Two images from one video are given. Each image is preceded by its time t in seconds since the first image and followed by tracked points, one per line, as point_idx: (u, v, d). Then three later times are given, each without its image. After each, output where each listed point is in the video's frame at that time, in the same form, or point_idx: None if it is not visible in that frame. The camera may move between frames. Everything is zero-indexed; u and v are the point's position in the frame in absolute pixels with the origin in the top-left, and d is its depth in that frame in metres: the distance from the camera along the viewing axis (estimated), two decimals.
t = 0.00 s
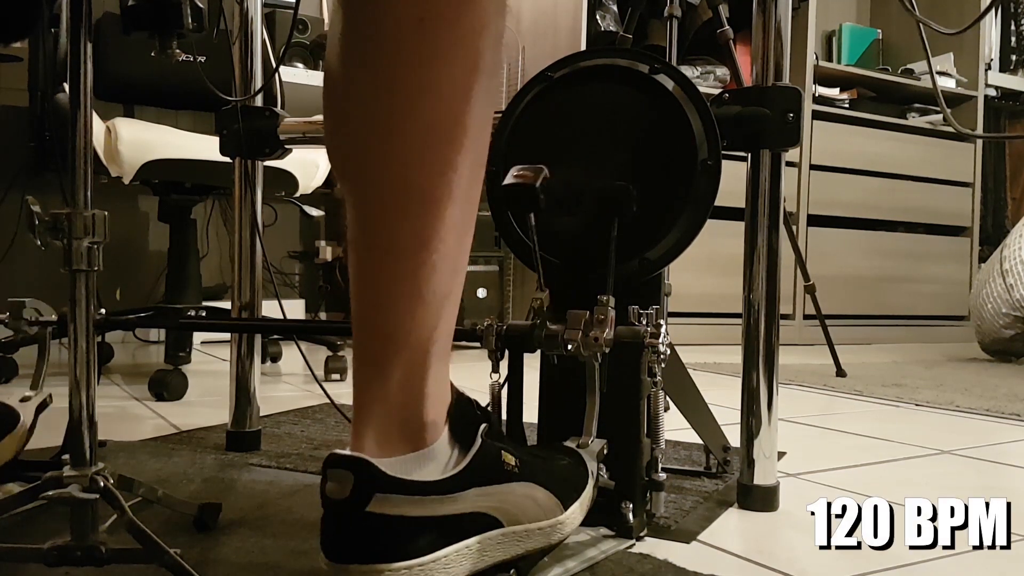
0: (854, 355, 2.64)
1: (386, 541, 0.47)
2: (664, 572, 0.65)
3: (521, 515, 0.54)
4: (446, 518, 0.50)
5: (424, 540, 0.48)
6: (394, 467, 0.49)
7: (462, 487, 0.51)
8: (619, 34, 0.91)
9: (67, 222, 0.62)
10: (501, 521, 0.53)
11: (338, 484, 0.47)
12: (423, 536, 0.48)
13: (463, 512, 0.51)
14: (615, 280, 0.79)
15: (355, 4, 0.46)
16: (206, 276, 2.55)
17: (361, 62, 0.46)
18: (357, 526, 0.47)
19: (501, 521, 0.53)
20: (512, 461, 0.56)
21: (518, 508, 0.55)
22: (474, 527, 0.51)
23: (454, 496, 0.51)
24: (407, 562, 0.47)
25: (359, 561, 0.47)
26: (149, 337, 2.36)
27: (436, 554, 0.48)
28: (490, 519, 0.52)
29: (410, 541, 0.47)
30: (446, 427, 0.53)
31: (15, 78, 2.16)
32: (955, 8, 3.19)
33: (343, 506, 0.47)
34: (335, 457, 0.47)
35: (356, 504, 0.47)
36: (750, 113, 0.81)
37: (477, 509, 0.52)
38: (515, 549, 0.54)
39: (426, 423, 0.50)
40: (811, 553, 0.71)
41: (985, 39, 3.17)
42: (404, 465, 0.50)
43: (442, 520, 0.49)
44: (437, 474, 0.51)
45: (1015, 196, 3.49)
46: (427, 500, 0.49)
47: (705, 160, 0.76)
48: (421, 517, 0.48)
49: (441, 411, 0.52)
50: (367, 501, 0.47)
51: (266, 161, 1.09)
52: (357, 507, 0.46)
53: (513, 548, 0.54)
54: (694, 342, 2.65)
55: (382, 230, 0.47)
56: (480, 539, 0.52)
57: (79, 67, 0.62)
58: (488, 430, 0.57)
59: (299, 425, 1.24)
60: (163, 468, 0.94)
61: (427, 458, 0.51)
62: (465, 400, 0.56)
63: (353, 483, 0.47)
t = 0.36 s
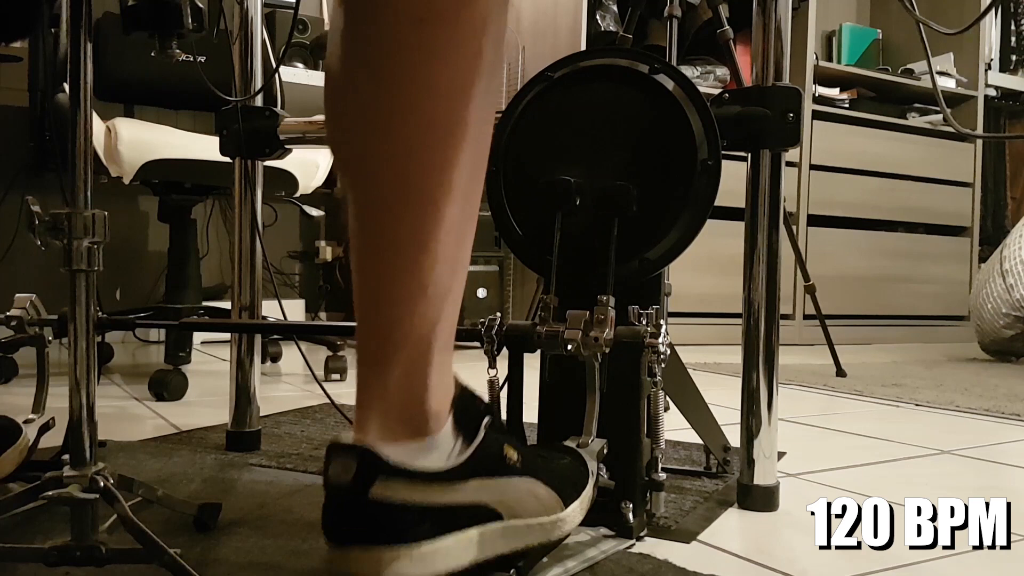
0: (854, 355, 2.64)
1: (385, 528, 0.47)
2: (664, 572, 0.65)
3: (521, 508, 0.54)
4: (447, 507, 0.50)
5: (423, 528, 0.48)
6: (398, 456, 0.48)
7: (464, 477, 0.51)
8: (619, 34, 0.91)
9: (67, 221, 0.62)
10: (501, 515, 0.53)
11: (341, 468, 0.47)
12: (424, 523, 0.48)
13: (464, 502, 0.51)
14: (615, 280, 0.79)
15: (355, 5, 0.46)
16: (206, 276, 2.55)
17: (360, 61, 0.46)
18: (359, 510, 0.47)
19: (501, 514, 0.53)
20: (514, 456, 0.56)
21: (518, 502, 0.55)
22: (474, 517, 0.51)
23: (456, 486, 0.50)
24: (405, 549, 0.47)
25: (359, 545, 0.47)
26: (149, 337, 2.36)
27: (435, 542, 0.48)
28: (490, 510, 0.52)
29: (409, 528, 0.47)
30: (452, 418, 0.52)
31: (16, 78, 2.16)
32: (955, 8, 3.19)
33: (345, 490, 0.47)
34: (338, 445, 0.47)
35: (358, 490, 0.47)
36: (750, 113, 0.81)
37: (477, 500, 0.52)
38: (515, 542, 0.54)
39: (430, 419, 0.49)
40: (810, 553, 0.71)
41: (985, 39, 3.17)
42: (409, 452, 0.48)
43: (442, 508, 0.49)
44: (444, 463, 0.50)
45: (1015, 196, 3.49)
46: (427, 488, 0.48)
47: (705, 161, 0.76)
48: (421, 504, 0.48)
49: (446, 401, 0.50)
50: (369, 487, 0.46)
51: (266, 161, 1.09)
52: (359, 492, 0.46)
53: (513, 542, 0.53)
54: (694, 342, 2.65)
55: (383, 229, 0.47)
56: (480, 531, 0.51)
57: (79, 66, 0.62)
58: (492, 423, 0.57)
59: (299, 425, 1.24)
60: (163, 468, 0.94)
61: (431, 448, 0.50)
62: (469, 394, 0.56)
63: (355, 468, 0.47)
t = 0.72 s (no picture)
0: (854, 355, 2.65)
1: (391, 542, 0.47)
2: (664, 572, 0.65)
3: (524, 516, 0.55)
4: (452, 521, 0.50)
5: (429, 542, 0.48)
6: (400, 470, 0.48)
7: (467, 488, 0.51)
8: (620, 34, 0.91)
9: (67, 221, 0.62)
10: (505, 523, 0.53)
11: (341, 486, 0.47)
12: (427, 538, 0.48)
13: (469, 513, 0.51)
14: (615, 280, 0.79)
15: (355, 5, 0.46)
16: (206, 276, 2.55)
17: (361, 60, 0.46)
18: (365, 526, 0.47)
19: (504, 523, 0.53)
20: (515, 463, 0.56)
21: (520, 509, 0.55)
22: (478, 530, 0.51)
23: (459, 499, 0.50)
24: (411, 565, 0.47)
25: (363, 563, 0.47)
26: (149, 337, 2.36)
27: (441, 556, 0.48)
28: (494, 521, 0.53)
29: (415, 542, 0.47)
30: (451, 429, 0.52)
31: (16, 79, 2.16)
32: (955, 7, 3.19)
33: (348, 509, 0.47)
34: (339, 458, 0.47)
35: (361, 503, 0.46)
36: (750, 113, 0.81)
37: (480, 512, 0.52)
38: (518, 549, 0.54)
39: (430, 421, 0.50)
40: (809, 553, 0.71)
41: (985, 39, 3.17)
42: (409, 465, 0.49)
43: (446, 521, 0.49)
44: (444, 477, 0.50)
45: (1014, 196, 3.49)
46: (432, 501, 0.48)
47: (705, 160, 0.76)
48: (427, 519, 0.48)
49: (445, 414, 0.51)
50: (371, 506, 0.46)
51: (266, 160, 1.09)
52: (360, 510, 0.46)
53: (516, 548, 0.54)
54: (694, 342, 2.65)
55: (384, 231, 0.47)
56: (483, 542, 0.52)
57: (79, 67, 0.62)
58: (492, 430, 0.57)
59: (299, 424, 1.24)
60: (163, 468, 0.94)
61: (432, 458, 0.50)
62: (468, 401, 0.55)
63: (358, 486, 0.46)
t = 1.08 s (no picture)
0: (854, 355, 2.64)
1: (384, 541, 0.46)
2: (664, 572, 0.65)
3: (522, 517, 0.54)
4: (448, 520, 0.49)
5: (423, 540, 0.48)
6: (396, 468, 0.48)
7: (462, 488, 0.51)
8: (619, 34, 0.91)
9: (67, 222, 0.62)
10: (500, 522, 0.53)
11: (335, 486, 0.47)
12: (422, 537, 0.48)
13: (464, 512, 0.51)
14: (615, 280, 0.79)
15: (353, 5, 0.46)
16: (206, 276, 2.55)
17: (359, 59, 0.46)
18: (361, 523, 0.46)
19: (500, 521, 0.53)
20: (512, 463, 0.56)
21: (518, 510, 0.55)
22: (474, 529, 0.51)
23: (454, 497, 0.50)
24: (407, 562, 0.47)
25: (356, 561, 0.47)
26: (149, 337, 2.36)
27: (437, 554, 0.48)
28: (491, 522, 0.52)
29: (410, 540, 0.47)
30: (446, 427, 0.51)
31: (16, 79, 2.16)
32: (954, 7, 3.19)
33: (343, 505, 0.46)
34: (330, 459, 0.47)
35: (354, 505, 0.46)
36: (750, 113, 0.81)
37: (476, 511, 0.51)
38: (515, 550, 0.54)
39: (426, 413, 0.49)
40: (809, 553, 0.71)
41: (985, 39, 3.17)
42: (406, 466, 0.48)
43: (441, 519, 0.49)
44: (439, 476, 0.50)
45: (1015, 196, 3.49)
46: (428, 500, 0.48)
47: (705, 160, 0.76)
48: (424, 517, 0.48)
49: (440, 408, 0.50)
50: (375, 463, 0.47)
51: (266, 160, 1.09)
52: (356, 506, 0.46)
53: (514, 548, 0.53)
54: (694, 342, 2.65)
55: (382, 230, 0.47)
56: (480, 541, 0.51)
57: (79, 66, 0.62)
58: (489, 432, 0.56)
59: (299, 424, 1.24)
60: (163, 468, 0.94)
61: (422, 463, 0.49)
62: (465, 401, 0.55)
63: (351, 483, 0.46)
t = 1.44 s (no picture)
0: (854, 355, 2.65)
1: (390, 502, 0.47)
2: (664, 572, 0.65)
3: (526, 495, 0.53)
4: (454, 489, 0.49)
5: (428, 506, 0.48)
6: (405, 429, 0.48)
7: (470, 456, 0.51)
8: (620, 34, 0.91)
9: (67, 221, 0.62)
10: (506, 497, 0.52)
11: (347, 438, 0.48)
12: (428, 498, 0.48)
13: (472, 483, 0.50)
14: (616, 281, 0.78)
15: (354, 4, 0.46)
16: (206, 276, 2.55)
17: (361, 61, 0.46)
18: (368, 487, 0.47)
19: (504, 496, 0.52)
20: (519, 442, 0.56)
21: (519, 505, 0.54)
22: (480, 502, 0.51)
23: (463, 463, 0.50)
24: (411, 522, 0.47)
25: (361, 516, 0.48)
26: (149, 337, 2.36)
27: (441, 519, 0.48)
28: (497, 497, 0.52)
29: (416, 501, 0.48)
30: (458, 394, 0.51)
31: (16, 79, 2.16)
32: (954, 7, 3.19)
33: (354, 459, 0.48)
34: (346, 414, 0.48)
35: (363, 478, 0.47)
36: (750, 113, 0.81)
37: (481, 485, 0.51)
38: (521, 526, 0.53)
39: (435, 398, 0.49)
40: (807, 553, 0.71)
41: (985, 39, 3.17)
42: (416, 426, 0.49)
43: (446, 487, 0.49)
44: (450, 441, 0.49)
45: (1014, 196, 3.49)
46: (430, 465, 0.48)
47: (705, 160, 0.76)
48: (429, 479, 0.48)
49: (453, 379, 0.50)
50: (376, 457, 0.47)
51: (266, 160, 1.09)
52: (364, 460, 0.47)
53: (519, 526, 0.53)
54: (694, 341, 2.65)
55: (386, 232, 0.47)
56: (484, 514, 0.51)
57: (79, 66, 0.62)
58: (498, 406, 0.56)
59: (299, 424, 1.24)
60: (164, 468, 0.94)
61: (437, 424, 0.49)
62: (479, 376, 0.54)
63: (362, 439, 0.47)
